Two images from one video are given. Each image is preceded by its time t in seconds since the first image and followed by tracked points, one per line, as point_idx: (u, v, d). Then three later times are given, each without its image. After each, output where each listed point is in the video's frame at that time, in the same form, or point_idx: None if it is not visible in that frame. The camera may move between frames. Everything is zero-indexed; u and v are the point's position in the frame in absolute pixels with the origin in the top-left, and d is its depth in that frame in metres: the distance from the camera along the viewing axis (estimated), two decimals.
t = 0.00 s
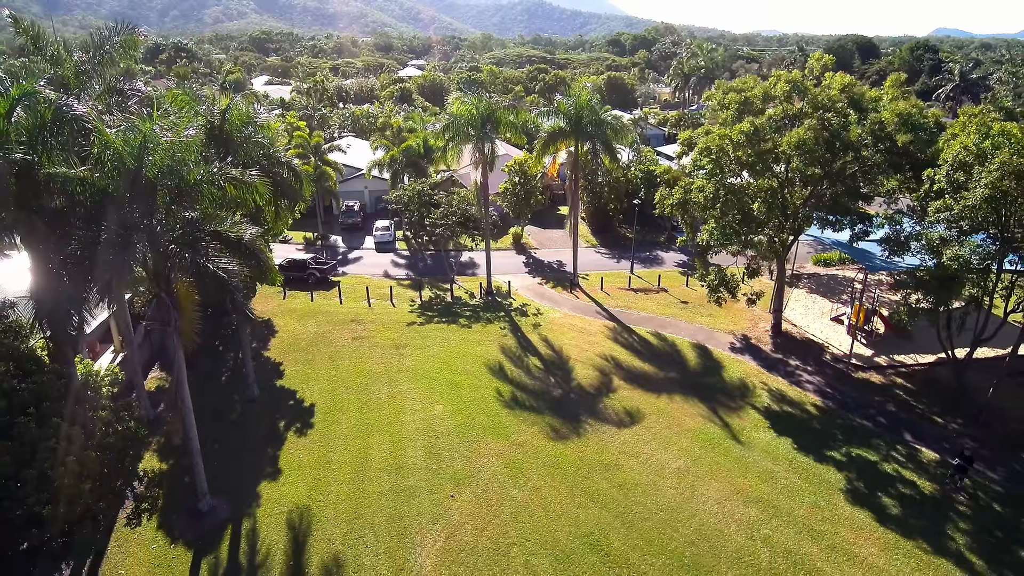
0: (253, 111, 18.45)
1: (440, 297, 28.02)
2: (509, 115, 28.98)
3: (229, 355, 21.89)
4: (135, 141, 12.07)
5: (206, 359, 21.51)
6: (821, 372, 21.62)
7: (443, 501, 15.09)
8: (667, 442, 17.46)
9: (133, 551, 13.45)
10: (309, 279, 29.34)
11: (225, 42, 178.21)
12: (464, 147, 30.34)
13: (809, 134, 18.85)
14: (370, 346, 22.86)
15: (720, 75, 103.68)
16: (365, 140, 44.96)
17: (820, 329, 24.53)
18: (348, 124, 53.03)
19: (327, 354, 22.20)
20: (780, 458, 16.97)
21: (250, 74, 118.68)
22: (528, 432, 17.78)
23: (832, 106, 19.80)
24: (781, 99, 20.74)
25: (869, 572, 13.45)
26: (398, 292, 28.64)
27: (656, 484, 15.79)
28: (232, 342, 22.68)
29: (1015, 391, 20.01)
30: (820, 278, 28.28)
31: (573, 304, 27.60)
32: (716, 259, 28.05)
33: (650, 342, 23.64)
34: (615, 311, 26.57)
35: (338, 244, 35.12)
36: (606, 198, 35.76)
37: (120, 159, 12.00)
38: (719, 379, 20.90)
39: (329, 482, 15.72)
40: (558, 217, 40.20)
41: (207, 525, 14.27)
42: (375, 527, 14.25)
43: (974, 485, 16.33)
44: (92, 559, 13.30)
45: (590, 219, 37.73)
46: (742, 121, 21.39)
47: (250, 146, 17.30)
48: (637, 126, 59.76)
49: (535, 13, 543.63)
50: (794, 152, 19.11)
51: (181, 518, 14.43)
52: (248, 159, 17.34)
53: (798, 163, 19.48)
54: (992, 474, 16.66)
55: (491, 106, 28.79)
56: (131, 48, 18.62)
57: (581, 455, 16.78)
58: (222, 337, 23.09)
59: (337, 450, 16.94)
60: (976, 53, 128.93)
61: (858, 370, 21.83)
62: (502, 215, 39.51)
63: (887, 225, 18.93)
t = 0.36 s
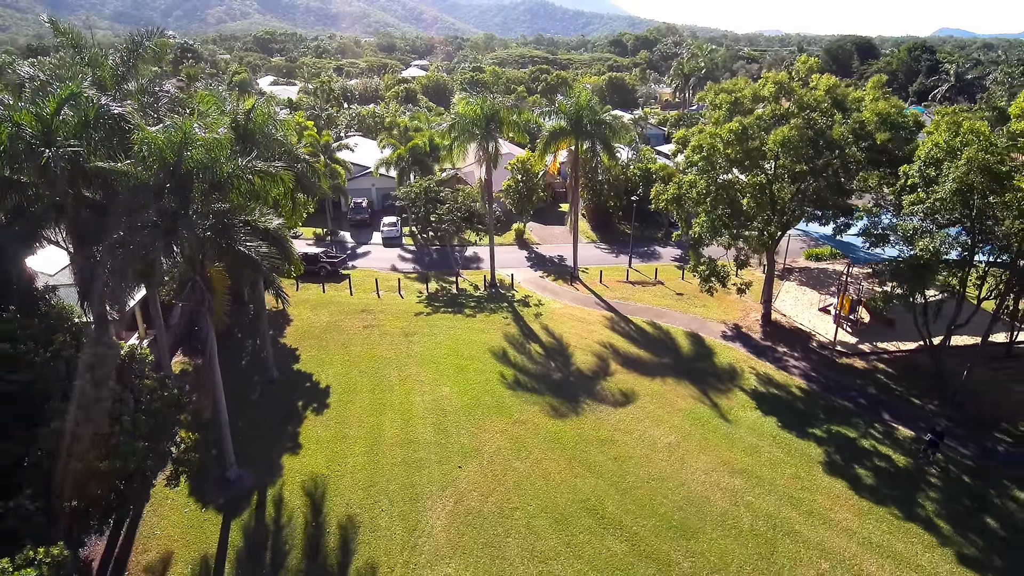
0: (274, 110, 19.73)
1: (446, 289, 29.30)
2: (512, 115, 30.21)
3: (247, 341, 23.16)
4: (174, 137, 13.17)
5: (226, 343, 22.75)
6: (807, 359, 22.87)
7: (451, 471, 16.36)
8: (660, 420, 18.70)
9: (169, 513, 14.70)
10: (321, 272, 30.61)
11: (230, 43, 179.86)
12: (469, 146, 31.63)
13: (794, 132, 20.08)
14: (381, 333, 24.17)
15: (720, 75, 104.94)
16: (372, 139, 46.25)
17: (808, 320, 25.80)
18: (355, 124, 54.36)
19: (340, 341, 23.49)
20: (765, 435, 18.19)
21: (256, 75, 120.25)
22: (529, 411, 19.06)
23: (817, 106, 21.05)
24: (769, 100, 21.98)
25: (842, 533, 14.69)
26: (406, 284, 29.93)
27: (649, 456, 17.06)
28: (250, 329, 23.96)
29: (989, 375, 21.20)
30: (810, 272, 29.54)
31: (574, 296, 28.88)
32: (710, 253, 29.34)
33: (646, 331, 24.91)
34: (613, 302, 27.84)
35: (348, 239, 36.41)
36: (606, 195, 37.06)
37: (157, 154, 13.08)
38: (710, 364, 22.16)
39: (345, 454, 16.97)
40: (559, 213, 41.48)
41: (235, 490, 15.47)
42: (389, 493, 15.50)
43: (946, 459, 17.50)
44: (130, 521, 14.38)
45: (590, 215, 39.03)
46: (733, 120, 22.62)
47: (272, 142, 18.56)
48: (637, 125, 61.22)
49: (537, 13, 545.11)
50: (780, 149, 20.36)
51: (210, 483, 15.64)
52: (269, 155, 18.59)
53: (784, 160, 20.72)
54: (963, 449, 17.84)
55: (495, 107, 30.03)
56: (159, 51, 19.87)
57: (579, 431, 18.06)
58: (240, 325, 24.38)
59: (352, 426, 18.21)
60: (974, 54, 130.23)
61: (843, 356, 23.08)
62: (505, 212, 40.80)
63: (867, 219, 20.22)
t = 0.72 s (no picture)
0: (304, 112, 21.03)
1: (463, 283, 30.61)
2: (527, 116, 31.43)
3: (278, 327, 24.61)
4: (219, 139, 14.57)
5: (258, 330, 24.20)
6: (808, 351, 23.90)
7: (469, 448, 17.63)
8: (665, 405, 19.94)
9: (211, 480, 16.09)
10: (343, 266, 32.04)
11: (249, 44, 182.56)
12: (485, 146, 32.88)
13: (794, 133, 21.19)
14: (401, 323, 25.47)
15: (734, 76, 105.45)
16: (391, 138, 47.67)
17: (811, 314, 26.82)
18: (374, 124, 55.91)
19: (364, 329, 24.87)
20: (764, 420, 19.29)
21: (275, 76, 122.45)
22: (542, 394, 20.29)
23: (819, 109, 22.04)
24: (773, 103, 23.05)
25: (832, 508, 15.78)
26: (425, 278, 31.28)
27: (654, 437, 18.24)
28: (279, 317, 25.43)
29: (983, 367, 22.08)
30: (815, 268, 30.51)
31: (585, 290, 30.08)
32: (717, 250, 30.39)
33: (654, 323, 26.08)
34: (623, 296, 29.03)
35: (368, 235, 37.84)
36: (618, 194, 38.14)
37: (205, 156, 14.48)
38: (714, 355, 23.28)
39: (370, 431, 18.30)
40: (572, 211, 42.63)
41: (270, 461, 16.84)
42: (411, 466, 16.79)
43: (936, 443, 18.45)
44: (173, 486, 15.84)
45: (603, 214, 40.15)
46: (738, 122, 23.70)
47: (305, 142, 19.94)
48: (651, 127, 62.16)
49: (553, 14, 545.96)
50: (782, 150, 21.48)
51: (244, 454, 16.98)
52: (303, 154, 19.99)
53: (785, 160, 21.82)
54: (953, 435, 18.78)
55: (510, 108, 31.24)
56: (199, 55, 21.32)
57: (589, 414, 19.27)
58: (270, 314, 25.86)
59: (376, 406, 19.53)
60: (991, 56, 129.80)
61: (844, 348, 24.11)
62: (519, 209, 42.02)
63: (864, 217, 21.24)
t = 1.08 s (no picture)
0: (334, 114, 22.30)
1: (481, 278, 31.83)
2: (544, 118, 32.51)
3: (307, 317, 26.00)
4: (263, 142, 15.89)
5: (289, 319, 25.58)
6: (814, 345, 24.81)
7: (487, 429, 18.83)
8: (673, 394, 21.01)
9: (249, 454, 17.45)
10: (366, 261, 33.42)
11: (272, 44, 185.83)
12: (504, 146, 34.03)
13: (801, 136, 22.11)
14: (423, 315, 26.73)
15: (752, 77, 105.85)
16: (412, 138, 49.05)
17: (818, 311, 27.71)
18: (396, 124, 57.41)
19: (388, 320, 26.17)
20: (768, 409, 20.28)
21: (298, 75, 124.65)
22: (556, 382, 21.45)
23: (826, 112, 22.89)
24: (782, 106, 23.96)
25: (828, 489, 16.75)
26: (445, 273, 32.55)
27: (661, 423, 19.33)
28: (308, 308, 26.84)
29: (984, 362, 22.81)
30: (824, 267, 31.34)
31: (599, 286, 31.17)
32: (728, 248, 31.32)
33: (665, 318, 27.11)
34: (636, 292, 30.08)
35: (390, 232, 39.21)
36: (633, 193, 39.17)
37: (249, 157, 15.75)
38: (722, 348, 24.30)
39: (395, 413, 19.55)
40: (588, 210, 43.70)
41: (303, 438, 18.15)
42: (433, 445, 18.01)
43: (933, 432, 19.28)
44: (216, 459, 17.23)
45: (618, 213, 41.18)
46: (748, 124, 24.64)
47: (336, 142, 21.21)
48: (668, 128, 62.84)
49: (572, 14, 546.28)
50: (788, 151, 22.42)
51: (279, 430, 18.26)
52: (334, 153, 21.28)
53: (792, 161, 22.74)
54: (950, 425, 19.60)
55: (528, 110, 32.34)
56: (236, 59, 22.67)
57: (600, 401, 20.40)
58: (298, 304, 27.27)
59: (400, 390, 20.79)
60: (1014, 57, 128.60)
61: (848, 343, 24.98)
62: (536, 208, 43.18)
63: (865, 215, 22.13)
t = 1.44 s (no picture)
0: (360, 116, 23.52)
1: (496, 274, 33.05)
2: (558, 120, 33.64)
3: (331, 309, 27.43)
4: (297, 143, 17.08)
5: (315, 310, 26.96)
6: (816, 340, 25.77)
7: (502, 413, 20.05)
8: (679, 383, 22.11)
9: (281, 433, 18.81)
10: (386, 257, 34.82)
11: (292, 45, 188.47)
12: (519, 147, 35.22)
13: (803, 139, 23.11)
14: (441, 308, 28.02)
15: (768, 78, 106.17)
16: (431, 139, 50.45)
17: (823, 307, 28.64)
18: (414, 125, 58.87)
19: (408, 313, 27.48)
20: (769, 399, 21.31)
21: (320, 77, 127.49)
22: (567, 371, 22.65)
23: (829, 115, 23.82)
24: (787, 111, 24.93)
25: (824, 472, 17.77)
26: (462, 269, 33.83)
27: (667, 410, 20.46)
28: (332, 300, 28.24)
29: (981, 356, 23.60)
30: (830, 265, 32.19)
31: (609, 282, 32.30)
32: (736, 247, 32.32)
33: (674, 313, 28.21)
34: (646, 289, 31.18)
35: (409, 229, 40.58)
36: (645, 193, 40.20)
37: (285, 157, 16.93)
38: (726, 342, 25.37)
39: (415, 398, 20.82)
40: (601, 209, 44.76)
41: (332, 418, 19.53)
42: (451, 426, 19.26)
43: (926, 421, 20.15)
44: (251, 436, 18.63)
45: (630, 212, 42.26)
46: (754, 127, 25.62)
47: (362, 143, 22.46)
48: (682, 129, 63.78)
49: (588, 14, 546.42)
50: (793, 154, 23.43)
51: (309, 412, 19.66)
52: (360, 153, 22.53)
53: (796, 163, 23.73)
54: (944, 414, 20.47)
55: (543, 113, 33.49)
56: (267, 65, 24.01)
57: (609, 388, 21.57)
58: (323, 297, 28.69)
59: (420, 377, 22.05)
60: None
61: (851, 338, 25.90)
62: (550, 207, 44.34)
63: (866, 218, 23.43)
